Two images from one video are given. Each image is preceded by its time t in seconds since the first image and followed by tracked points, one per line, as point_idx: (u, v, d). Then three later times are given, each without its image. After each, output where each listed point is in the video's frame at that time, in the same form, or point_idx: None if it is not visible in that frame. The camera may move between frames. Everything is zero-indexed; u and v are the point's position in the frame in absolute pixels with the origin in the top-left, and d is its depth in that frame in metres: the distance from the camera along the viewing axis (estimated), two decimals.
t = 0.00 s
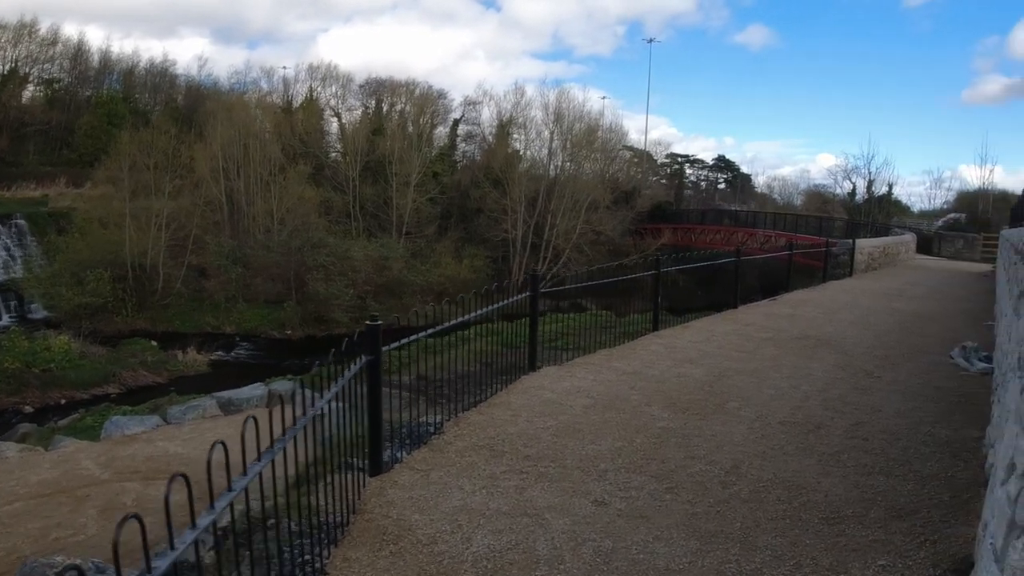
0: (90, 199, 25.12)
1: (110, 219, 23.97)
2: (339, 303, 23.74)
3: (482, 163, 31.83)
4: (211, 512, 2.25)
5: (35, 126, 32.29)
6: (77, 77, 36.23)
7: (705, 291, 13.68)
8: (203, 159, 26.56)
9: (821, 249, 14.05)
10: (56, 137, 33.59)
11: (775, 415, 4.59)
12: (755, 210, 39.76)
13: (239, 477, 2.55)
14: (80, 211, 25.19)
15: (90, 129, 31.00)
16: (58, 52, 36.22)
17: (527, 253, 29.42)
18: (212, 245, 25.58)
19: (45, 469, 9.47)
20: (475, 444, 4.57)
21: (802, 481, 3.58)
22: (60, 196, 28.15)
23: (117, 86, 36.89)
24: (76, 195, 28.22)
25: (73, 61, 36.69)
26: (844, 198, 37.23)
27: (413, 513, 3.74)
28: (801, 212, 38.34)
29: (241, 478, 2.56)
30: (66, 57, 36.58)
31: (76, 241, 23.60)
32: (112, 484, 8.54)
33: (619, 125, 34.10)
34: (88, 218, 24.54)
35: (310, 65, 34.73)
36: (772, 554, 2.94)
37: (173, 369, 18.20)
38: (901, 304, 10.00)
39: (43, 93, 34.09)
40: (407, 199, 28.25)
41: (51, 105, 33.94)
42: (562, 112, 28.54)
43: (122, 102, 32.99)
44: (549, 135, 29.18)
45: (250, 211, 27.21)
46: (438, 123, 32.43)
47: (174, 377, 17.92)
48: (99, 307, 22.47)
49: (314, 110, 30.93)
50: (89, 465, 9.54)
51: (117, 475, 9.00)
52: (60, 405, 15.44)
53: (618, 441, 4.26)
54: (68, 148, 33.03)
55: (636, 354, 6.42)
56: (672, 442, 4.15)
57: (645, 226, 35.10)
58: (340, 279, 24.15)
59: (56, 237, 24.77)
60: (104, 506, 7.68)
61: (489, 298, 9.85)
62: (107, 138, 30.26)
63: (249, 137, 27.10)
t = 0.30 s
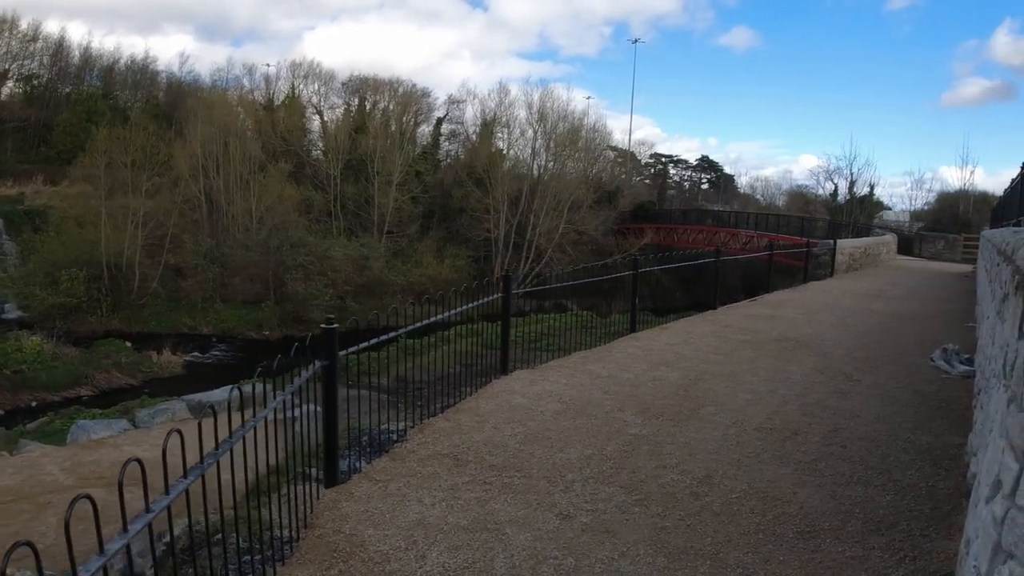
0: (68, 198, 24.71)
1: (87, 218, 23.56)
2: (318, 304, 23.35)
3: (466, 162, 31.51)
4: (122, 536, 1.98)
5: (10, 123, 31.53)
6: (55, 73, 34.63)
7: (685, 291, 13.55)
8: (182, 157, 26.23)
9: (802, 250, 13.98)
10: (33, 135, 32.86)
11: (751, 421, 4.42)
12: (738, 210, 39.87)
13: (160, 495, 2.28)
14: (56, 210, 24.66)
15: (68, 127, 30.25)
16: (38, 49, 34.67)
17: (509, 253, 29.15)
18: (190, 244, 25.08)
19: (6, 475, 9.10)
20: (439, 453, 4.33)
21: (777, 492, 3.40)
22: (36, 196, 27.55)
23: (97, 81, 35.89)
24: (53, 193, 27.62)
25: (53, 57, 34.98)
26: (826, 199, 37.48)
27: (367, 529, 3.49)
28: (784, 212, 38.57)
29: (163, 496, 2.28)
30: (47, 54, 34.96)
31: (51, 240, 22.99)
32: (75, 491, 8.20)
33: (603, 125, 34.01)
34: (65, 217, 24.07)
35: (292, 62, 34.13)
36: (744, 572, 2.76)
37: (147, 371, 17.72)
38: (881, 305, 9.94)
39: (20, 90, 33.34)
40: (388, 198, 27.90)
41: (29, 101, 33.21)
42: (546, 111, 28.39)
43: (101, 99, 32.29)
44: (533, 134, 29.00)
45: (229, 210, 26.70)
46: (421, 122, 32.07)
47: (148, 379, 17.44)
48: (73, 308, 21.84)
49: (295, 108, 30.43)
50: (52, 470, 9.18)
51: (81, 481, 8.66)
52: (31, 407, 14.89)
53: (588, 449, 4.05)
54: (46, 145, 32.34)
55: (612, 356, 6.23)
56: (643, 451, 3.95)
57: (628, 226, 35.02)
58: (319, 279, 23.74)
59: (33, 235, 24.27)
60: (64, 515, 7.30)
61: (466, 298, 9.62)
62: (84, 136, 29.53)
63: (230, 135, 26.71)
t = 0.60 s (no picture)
0: (53, 196, 24.39)
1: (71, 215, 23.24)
2: (304, 302, 23.03)
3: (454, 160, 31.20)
4: (35, 567, 1.74)
5: None
6: (41, 69, 33.98)
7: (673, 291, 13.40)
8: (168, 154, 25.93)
9: (790, 250, 13.86)
10: (19, 132, 32.44)
11: (734, 429, 4.25)
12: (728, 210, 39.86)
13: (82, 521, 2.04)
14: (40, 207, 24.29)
15: (54, 123, 29.80)
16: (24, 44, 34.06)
17: (498, 252, 28.91)
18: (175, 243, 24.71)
19: None
20: (409, 462, 4.11)
21: (759, 506, 3.23)
22: (20, 193, 27.10)
23: (83, 75, 35.21)
24: (36, 190, 27.16)
25: (39, 53, 34.39)
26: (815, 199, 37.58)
27: (326, 545, 3.28)
28: (773, 212, 38.63)
29: (83, 524, 2.05)
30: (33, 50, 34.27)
31: (33, 237, 22.52)
32: (51, 494, 7.95)
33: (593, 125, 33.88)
34: (49, 215, 23.68)
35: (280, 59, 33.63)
36: None
37: (130, 371, 17.36)
38: (869, 306, 9.84)
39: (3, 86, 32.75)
40: (376, 196, 27.60)
41: (14, 98, 32.69)
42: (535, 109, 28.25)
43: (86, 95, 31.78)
44: (521, 133, 28.81)
45: (215, 208, 26.27)
46: (410, 119, 31.78)
47: (131, 379, 17.08)
48: (56, 306, 21.27)
49: (283, 105, 30.05)
50: (24, 473, 8.88)
51: (57, 486, 8.38)
52: (11, 408, 14.53)
53: (563, 458, 3.85)
54: (30, 142, 31.74)
55: (595, 359, 6.04)
56: (621, 461, 3.77)
57: (617, 225, 34.88)
58: (306, 278, 23.39)
59: (16, 232, 23.86)
60: (31, 519, 6.99)
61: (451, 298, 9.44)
62: (69, 133, 29.03)
63: (217, 132, 26.40)
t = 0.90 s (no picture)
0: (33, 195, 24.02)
1: (52, 215, 22.87)
2: (289, 302, 22.74)
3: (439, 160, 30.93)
4: None
5: None
6: (21, 68, 33.22)
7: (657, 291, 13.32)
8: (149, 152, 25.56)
9: (773, 250, 13.87)
10: None
11: (717, 433, 4.17)
12: (713, 210, 40.08)
13: (20, 541, 1.87)
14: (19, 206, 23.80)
15: (34, 122, 29.11)
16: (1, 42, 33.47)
17: (483, 252, 28.76)
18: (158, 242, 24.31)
19: None
20: (384, 469, 3.95)
21: (742, 513, 3.15)
22: None
23: (65, 75, 34.53)
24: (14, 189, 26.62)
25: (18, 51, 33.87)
26: (799, 200, 37.94)
27: (294, 558, 3.12)
28: (757, 212, 38.90)
29: (23, 543, 1.87)
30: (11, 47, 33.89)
31: (14, 237, 22.15)
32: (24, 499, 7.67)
33: (578, 125, 33.86)
34: (29, 214, 23.23)
35: (262, 57, 33.11)
36: None
37: (114, 372, 17.01)
38: (853, 306, 9.86)
39: None
40: (361, 196, 27.34)
41: None
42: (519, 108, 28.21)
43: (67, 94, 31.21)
44: (506, 133, 28.74)
45: (197, 208, 25.80)
46: (394, 119, 31.54)
47: (115, 381, 16.74)
48: (38, 308, 20.69)
49: (265, 103, 29.66)
50: None
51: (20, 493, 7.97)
52: None
53: (544, 464, 3.73)
54: (8, 140, 31.03)
55: (577, 362, 5.94)
56: (603, 467, 3.66)
57: (602, 225, 34.89)
58: (290, 279, 23.10)
59: None
60: (10, 523, 6.69)
61: (434, 298, 9.31)
62: (49, 131, 28.43)
63: (199, 131, 25.98)
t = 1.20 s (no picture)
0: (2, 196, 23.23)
1: (20, 218, 22.14)
2: (263, 307, 22.25)
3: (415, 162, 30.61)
4: None
5: None
6: None
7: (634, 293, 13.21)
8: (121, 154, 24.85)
9: (750, 254, 13.89)
10: None
11: (696, 442, 4.05)
12: (689, 213, 40.42)
13: None
14: None
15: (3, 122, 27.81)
16: None
17: (460, 256, 28.51)
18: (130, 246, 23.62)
19: None
20: (351, 484, 3.72)
21: (725, 529, 3.02)
22: None
23: (35, 73, 33.23)
24: None
25: None
26: (774, 204, 38.46)
27: None
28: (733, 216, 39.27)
29: None
30: None
31: None
32: None
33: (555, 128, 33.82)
34: None
35: (237, 57, 32.40)
36: None
37: (85, 379, 16.45)
38: (829, 310, 9.89)
39: None
40: (336, 199, 26.93)
41: None
42: (496, 111, 28.11)
43: (37, 94, 30.20)
44: (483, 136, 28.63)
45: (169, 210, 25.10)
46: (371, 121, 31.19)
47: (85, 387, 16.18)
48: (5, 313, 20.03)
49: (239, 105, 29.08)
50: None
51: None
52: None
53: (518, 479, 3.56)
54: None
55: (553, 368, 5.80)
56: (579, 480, 3.52)
57: (579, 229, 34.91)
58: (264, 283, 22.59)
59: None
60: None
61: (409, 302, 9.10)
62: (18, 131, 27.34)
63: (171, 133, 25.34)
